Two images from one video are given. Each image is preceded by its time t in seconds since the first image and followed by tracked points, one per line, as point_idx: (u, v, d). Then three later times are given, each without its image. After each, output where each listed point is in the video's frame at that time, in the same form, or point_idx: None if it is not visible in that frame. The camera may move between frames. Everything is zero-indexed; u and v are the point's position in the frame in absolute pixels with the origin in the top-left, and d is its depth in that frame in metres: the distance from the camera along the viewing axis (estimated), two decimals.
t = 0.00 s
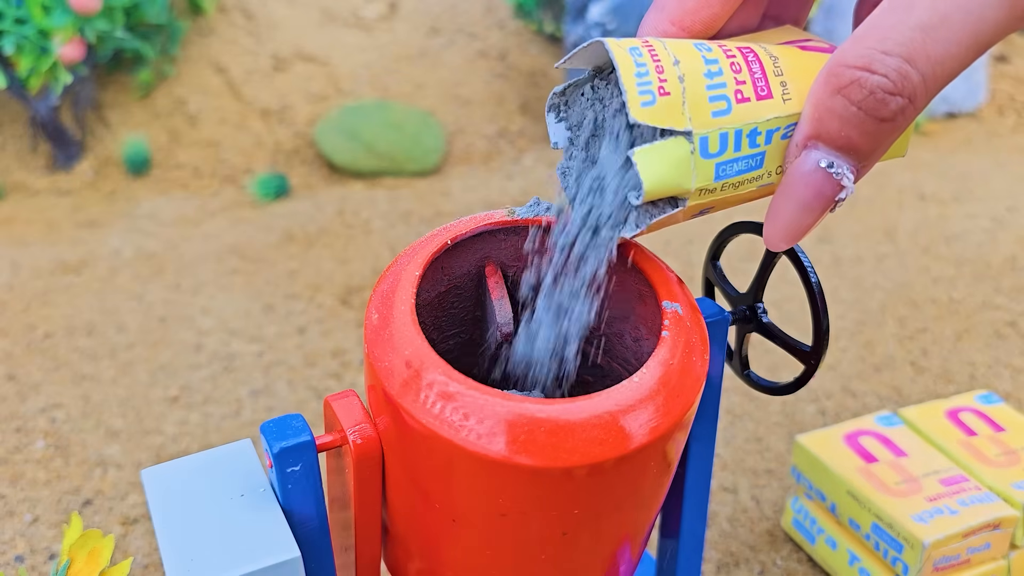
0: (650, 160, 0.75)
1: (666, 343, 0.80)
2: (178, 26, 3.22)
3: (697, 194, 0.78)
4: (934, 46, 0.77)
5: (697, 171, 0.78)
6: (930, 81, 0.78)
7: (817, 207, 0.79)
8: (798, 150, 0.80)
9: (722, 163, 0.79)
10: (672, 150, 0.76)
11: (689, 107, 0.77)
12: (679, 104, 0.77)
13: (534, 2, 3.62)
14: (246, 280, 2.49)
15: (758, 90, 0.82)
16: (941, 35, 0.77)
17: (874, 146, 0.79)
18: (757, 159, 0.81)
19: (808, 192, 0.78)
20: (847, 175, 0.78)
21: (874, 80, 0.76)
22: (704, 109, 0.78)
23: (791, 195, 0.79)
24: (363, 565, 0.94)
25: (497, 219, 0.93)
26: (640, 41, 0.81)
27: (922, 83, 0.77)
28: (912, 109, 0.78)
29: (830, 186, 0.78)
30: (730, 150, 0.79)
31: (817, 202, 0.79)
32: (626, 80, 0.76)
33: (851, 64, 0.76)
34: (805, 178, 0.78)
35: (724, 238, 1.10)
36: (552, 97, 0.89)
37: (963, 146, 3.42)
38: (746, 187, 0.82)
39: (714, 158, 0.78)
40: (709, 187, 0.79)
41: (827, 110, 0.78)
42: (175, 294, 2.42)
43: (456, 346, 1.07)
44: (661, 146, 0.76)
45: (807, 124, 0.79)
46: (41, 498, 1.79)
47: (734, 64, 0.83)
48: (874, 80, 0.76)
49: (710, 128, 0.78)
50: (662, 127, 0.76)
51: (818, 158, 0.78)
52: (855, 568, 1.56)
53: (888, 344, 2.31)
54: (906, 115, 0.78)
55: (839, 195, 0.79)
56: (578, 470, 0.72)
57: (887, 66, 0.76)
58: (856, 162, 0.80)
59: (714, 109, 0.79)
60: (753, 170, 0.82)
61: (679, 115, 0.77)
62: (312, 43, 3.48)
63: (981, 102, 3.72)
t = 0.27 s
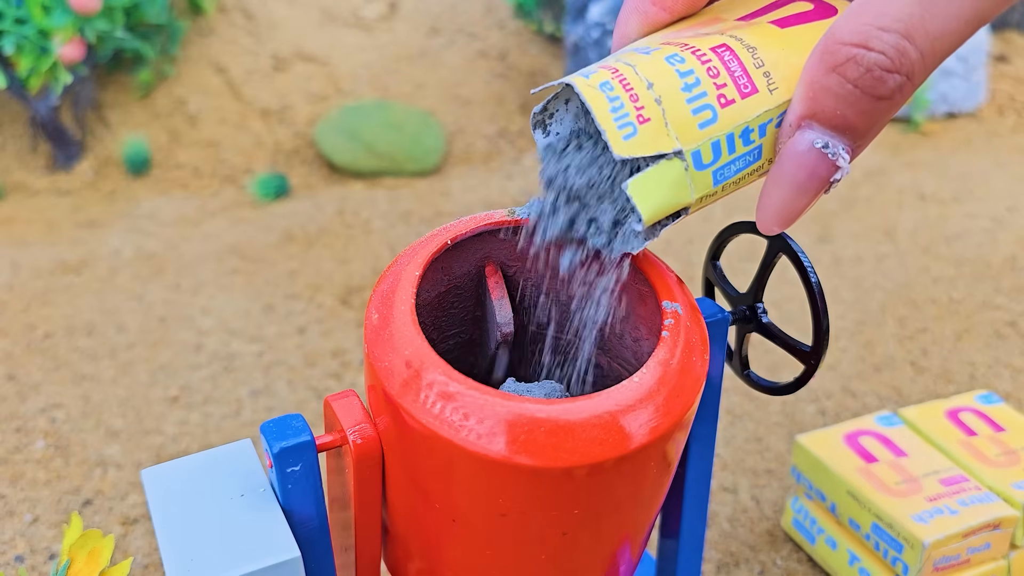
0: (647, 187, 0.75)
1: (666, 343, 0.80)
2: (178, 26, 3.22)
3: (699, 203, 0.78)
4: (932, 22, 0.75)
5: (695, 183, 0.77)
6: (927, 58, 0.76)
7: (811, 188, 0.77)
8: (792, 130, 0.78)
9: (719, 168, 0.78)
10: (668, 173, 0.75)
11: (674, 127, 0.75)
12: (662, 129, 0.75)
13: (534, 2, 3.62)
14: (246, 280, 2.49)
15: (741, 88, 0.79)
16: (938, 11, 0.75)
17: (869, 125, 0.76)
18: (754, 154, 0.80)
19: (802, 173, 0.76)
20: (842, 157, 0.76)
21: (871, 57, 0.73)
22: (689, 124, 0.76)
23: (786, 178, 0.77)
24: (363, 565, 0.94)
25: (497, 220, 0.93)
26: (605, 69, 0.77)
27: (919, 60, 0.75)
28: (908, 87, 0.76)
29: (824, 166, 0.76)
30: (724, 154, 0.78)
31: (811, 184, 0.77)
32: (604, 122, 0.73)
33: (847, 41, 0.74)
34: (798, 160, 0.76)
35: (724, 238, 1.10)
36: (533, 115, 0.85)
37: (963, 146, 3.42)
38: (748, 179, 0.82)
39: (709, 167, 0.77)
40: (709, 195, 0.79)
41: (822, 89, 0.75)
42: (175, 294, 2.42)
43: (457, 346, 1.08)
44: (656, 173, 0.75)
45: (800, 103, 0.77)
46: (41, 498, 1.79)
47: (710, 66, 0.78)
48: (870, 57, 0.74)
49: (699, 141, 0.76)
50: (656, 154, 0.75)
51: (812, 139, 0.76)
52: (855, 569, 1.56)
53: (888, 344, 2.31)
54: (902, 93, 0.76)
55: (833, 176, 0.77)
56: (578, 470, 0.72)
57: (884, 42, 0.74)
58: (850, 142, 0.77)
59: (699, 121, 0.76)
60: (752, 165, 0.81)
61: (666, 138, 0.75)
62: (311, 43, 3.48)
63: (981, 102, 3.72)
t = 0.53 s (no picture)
0: (620, 196, 0.72)
1: (666, 344, 0.80)
2: (178, 26, 3.22)
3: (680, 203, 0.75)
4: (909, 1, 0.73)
5: (673, 185, 0.74)
6: (904, 38, 0.74)
7: (788, 174, 0.74)
8: (766, 115, 0.74)
9: (697, 166, 0.75)
10: (642, 179, 0.72)
11: (642, 131, 0.72)
12: (630, 134, 0.72)
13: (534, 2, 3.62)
14: (246, 280, 2.49)
15: (712, 81, 0.75)
16: None
17: (847, 107, 0.74)
18: (734, 146, 0.77)
19: (778, 158, 0.73)
20: (820, 141, 0.73)
21: (847, 36, 0.71)
22: (659, 125, 0.73)
23: (761, 163, 0.74)
24: (364, 565, 0.94)
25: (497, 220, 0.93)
26: (569, 76, 0.73)
27: (896, 40, 0.73)
28: (886, 68, 0.74)
29: (801, 151, 0.73)
30: (700, 151, 0.75)
31: (787, 170, 0.74)
32: (568, 133, 0.70)
33: (822, 20, 0.71)
34: (774, 146, 0.73)
35: (723, 238, 1.10)
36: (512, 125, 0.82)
37: (963, 146, 3.42)
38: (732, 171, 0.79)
39: (685, 167, 0.74)
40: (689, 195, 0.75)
41: (797, 70, 0.72)
42: (175, 294, 2.42)
43: (456, 345, 1.08)
44: (627, 183, 0.72)
45: (773, 86, 0.73)
46: (41, 498, 1.79)
47: (679, 61, 0.75)
48: (847, 36, 0.71)
49: (671, 142, 0.73)
50: (622, 164, 0.72)
51: (788, 123, 0.73)
52: (855, 569, 1.56)
53: (888, 344, 2.31)
54: (879, 75, 0.74)
55: (810, 162, 0.74)
56: (578, 470, 0.72)
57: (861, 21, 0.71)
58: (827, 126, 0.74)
59: (670, 121, 0.73)
60: (734, 157, 0.77)
61: (634, 143, 0.72)
62: (311, 43, 3.48)
63: (981, 102, 3.73)
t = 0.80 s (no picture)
0: (622, 215, 0.71)
1: (666, 343, 0.80)
2: (178, 26, 3.22)
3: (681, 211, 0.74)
4: None
5: (671, 197, 0.73)
6: (902, 35, 0.72)
7: (784, 175, 0.72)
8: (761, 115, 0.72)
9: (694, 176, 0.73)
10: (640, 197, 0.71)
11: (638, 149, 0.70)
12: (625, 153, 0.70)
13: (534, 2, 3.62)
14: (246, 280, 2.49)
15: (702, 90, 0.73)
16: None
17: (843, 106, 0.72)
18: (732, 150, 0.75)
19: (774, 159, 0.71)
20: (816, 140, 0.71)
21: (843, 35, 0.69)
22: (653, 141, 0.71)
23: (757, 165, 0.72)
24: (364, 565, 0.94)
25: (497, 220, 0.93)
26: (555, 101, 0.71)
27: (893, 38, 0.71)
28: (883, 65, 0.72)
29: (797, 152, 0.71)
30: (698, 161, 0.73)
31: (783, 171, 0.72)
32: (562, 161, 0.68)
33: (818, 18, 0.69)
34: (770, 146, 0.71)
35: (723, 238, 1.10)
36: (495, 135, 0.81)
37: (963, 146, 3.42)
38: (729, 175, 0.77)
39: (684, 179, 0.73)
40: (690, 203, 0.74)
41: (792, 69, 0.70)
42: (175, 294, 2.42)
43: (457, 344, 1.08)
44: (626, 202, 0.71)
45: (768, 86, 0.71)
46: (41, 498, 1.79)
47: (667, 73, 0.72)
48: (843, 34, 0.69)
49: (668, 156, 0.71)
50: (620, 183, 0.70)
51: (785, 123, 0.71)
52: (855, 568, 1.56)
53: (888, 344, 2.31)
54: (876, 73, 0.72)
55: (807, 162, 0.72)
56: (578, 470, 0.72)
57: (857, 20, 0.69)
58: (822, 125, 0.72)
59: (664, 136, 0.71)
60: (730, 161, 0.75)
61: (631, 162, 0.70)
62: (311, 43, 3.48)
63: (981, 102, 3.73)
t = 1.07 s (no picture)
0: (614, 213, 0.70)
1: (665, 343, 0.80)
2: (178, 26, 3.22)
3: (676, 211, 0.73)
4: None
5: (664, 193, 0.72)
6: (898, 24, 0.71)
7: (778, 166, 0.72)
8: (754, 109, 0.72)
9: (687, 171, 0.73)
10: (632, 195, 0.70)
11: (626, 148, 0.70)
12: (613, 152, 0.69)
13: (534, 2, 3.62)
14: (246, 280, 2.49)
15: (689, 85, 0.72)
16: None
17: (837, 97, 0.71)
18: (723, 144, 0.75)
19: (768, 151, 0.71)
20: (810, 132, 0.71)
21: (838, 28, 0.68)
22: (641, 138, 0.70)
23: (750, 156, 0.72)
24: (364, 565, 0.94)
25: (496, 220, 0.93)
26: (542, 99, 0.70)
27: (890, 27, 0.71)
28: (878, 55, 0.71)
29: (791, 143, 0.71)
30: (688, 157, 0.72)
31: (777, 162, 0.72)
32: (550, 161, 0.67)
33: (812, 11, 0.68)
34: (764, 139, 0.71)
35: (723, 238, 1.10)
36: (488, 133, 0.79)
37: (963, 146, 3.42)
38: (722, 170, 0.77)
39: (675, 175, 0.72)
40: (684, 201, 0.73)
41: (785, 62, 0.69)
42: (175, 294, 2.42)
43: (457, 344, 1.08)
44: (616, 200, 0.70)
45: (761, 78, 0.71)
46: (41, 498, 1.79)
47: (653, 70, 0.71)
48: (837, 28, 0.68)
49: (656, 153, 0.71)
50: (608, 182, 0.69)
51: (779, 116, 0.70)
52: (855, 568, 1.56)
53: (888, 344, 2.31)
54: (872, 62, 0.71)
55: (801, 152, 0.72)
56: (578, 470, 0.72)
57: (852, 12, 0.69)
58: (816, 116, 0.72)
59: (651, 133, 0.70)
60: (722, 156, 0.75)
61: (619, 160, 0.70)
62: (311, 42, 3.48)
63: (981, 102, 3.73)
